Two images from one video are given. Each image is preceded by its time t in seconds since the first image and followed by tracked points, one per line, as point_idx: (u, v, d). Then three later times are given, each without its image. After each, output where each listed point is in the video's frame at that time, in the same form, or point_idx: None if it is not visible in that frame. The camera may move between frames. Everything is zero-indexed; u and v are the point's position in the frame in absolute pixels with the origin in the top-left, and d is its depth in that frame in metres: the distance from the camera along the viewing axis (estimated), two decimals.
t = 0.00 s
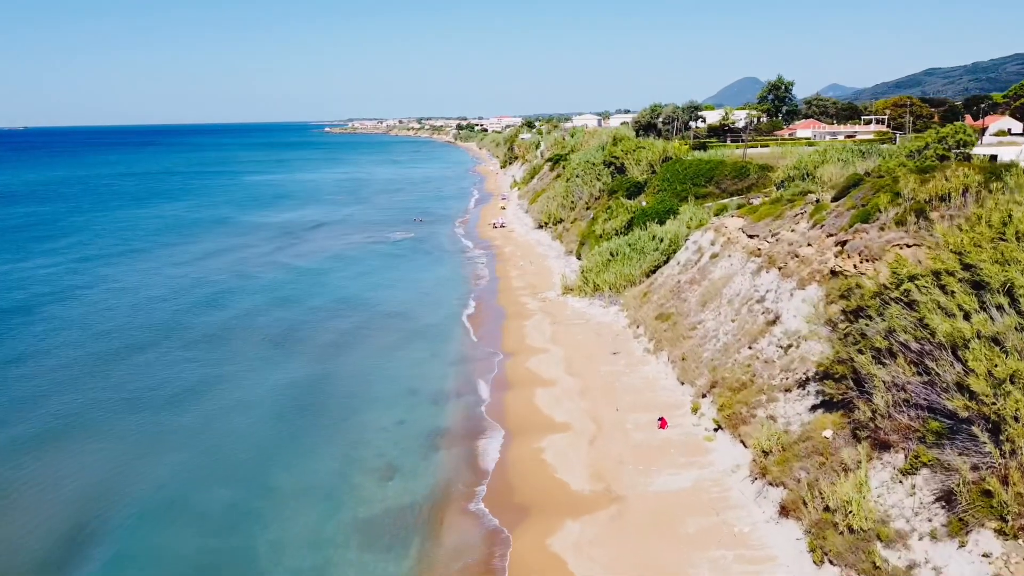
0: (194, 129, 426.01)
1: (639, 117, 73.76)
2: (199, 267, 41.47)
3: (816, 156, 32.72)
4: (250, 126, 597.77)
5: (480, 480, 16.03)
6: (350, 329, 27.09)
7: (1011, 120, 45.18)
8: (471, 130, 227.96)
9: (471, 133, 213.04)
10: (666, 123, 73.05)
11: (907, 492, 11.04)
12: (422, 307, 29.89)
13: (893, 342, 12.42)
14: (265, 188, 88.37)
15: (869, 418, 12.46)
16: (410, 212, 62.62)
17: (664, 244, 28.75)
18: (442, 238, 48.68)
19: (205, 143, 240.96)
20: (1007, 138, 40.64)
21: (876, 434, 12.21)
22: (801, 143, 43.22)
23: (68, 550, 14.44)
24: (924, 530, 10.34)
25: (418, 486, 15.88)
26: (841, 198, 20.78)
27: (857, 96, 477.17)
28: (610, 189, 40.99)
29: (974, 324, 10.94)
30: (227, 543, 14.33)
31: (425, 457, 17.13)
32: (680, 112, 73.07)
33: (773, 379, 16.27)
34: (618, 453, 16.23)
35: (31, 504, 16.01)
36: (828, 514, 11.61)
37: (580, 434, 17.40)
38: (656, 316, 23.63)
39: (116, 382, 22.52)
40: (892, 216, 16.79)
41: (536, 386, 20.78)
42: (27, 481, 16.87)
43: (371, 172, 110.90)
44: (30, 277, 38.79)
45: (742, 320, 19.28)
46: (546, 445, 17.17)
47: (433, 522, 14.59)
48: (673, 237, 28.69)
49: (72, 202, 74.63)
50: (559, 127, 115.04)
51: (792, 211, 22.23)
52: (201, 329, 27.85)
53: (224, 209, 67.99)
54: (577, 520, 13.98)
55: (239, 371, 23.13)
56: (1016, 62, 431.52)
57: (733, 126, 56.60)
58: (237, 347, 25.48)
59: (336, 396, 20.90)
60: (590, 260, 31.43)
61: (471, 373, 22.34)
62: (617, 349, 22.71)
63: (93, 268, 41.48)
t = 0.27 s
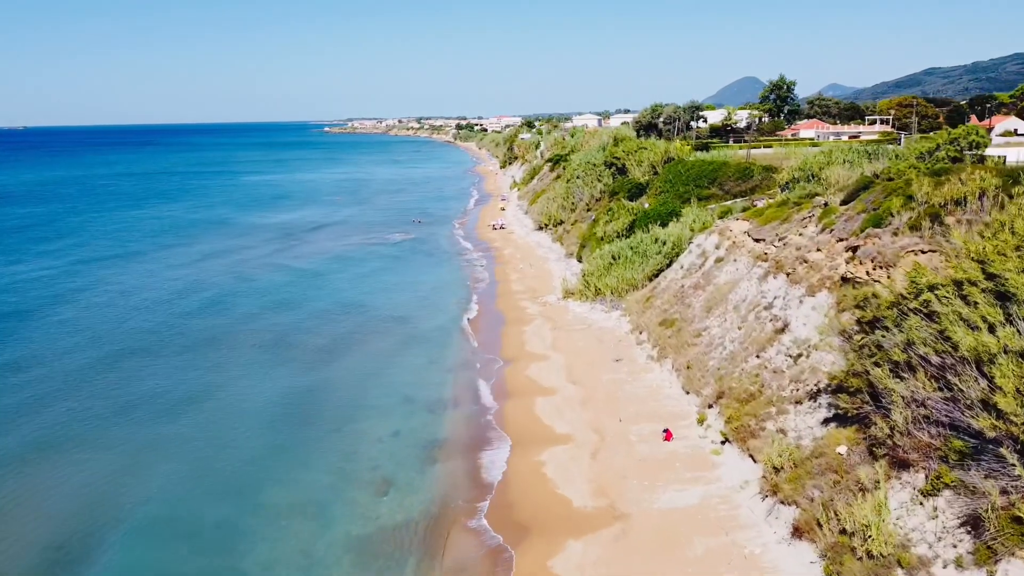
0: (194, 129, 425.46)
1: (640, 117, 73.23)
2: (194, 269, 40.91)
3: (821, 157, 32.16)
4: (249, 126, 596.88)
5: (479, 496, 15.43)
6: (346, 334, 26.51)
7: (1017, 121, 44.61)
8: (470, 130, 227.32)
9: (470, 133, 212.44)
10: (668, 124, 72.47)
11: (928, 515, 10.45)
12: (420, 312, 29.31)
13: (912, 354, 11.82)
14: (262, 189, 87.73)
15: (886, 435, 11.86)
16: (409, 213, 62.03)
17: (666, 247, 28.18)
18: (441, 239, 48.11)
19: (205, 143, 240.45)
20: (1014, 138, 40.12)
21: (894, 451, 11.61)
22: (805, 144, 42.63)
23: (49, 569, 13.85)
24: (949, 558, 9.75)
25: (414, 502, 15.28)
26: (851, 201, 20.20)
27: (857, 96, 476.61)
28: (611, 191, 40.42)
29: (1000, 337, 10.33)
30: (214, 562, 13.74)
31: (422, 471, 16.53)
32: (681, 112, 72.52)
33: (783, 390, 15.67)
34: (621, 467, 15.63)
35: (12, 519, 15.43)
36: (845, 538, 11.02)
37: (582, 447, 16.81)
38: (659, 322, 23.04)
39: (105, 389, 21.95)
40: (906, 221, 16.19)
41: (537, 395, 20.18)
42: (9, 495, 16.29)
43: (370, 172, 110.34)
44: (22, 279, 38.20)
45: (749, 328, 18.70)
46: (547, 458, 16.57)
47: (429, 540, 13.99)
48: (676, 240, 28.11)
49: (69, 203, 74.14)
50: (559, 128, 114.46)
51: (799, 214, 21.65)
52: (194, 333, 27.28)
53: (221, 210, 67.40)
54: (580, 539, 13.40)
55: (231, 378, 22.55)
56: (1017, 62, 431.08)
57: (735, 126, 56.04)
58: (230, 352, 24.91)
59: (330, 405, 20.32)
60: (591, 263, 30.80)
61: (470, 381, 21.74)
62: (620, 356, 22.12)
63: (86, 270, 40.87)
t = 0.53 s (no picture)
0: (194, 129, 424.77)
1: (641, 117, 72.71)
2: (190, 272, 40.36)
3: (826, 158, 31.60)
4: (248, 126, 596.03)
5: (477, 514, 14.84)
6: (342, 340, 25.93)
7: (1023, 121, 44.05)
8: (470, 130, 226.75)
9: (470, 133, 211.85)
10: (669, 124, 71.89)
11: (953, 543, 9.88)
12: (418, 316, 28.76)
13: (933, 370, 11.21)
14: (260, 189, 87.06)
15: (905, 455, 11.27)
16: (408, 214, 61.43)
17: (670, 251, 27.61)
18: (440, 241, 47.55)
19: (204, 142, 239.73)
20: (1020, 139, 39.58)
21: (914, 472, 11.02)
22: (809, 145, 42.03)
23: None
24: None
25: (410, 521, 14.70)
26: (861, 205, 19.60)
27: (857, 96, 476.23)
28: (613, 192, 39.84)
29: None
30: None
31: (418, 486, 15.94)
32: (682, 112, 71.96)
33: (793, 402, 15.09)
34: (625, 482, 15.05)
35: None
36: (864, 566, 10.44)
37: (584, 461, 16.22)
38: (663, 329, 22.46)
39: (95, 398, 21.38)
40: (920, 227, 15.61)
41: (537, 405, 19.59)
42: None
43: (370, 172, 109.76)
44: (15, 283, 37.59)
45: (757, 337, 18.11)
46: (548, 472, 15.98)
47: (426, 561, 13.40)
48: (680, 244, 27.54)
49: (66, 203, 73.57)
50: (559, 127, 113.90)
51: (807, 219, 21.06)
52: (188, 339, 26.72)
53: (218, 211, 66.76)
54: (583, 561, 12.81)
55: (224, 387, 21.97)
56: (1017, 61, 430.73)
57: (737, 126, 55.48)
58: (224, 359, 24.34)
59: (325, 415, 19.75)
60: (592, 267, 30.12)
61: (469, 390, 21.17)
62: (622, 364, 21.53)
63: (80, 273, 40.27)
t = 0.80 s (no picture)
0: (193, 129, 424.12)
1: (641, 118, 72.25)
2: (185, 275, 39.80)
3: (832, 160, 31.06)
4: (247, 125, 595.10)
5: (476, 532, 14.27)
6: (338, 346, 25.37)
7: None
8: (469, 130, 226.10)
9: (470, 133, 211.32)
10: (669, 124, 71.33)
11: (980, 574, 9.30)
12: (416, 322, 28.21)
13: (957, 388, 10.63)
14: (258, 190, 86.42)
15: (926, 477, 10.70)
16: (406, 216, 60.84)
17: (673, 255, 27.05)
18: (439, 243, 46.98)
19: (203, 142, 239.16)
20: None
21: (937, 496, 10.43)
22: (813, 146, 41.46)
23: None
24: None
25: (406, 540, 14.13)
26: (871, 210, 19.02)
27: (857, 95, 475.65)
28: (614, 194, 39.27)
29: None
30: None
31: (414, 503, 15.37)
32: (683, 112, 71.40)
33: (803, 417, 14.51)
34: (629, 500, 14.47)
35: None
36: None
37: (586, 476, 15.64)
38: (666, 337, 21.88)
39: (83, 408, 20.82)
40: (936, 234, 15.04)
41: (538, 416, 19.00)
42: None
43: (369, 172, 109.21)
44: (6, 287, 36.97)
45: (764, 346, 17.53)
46: (548, 489, 15.40)
47: None
48: (683, 248, 26.97)
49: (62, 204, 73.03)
50: (559, 127, 113.23)
51: (815, 223, 20.48)
52: (180, 345, 26.17)
53: (215, 212, 66.12)
54: None
55: (215, 397, 21.42)
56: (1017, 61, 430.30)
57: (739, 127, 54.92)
58: (216, 367, 23.78)
59: (319, 427, 19.19)
60: (593, 271, 29.38)
61: (467, 400, 20.59)
62: (625, 372, 20.96)
63: (73, 276, 39.66)
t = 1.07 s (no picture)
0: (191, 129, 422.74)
1: (642, 118, 71.90)
2: (181, 279, 39.21)
3: (837, 163, 30.52)
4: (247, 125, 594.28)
5: (474, 553, 13.70)
6: (334, 354, 24.79)
7: None
8: (469, 129, 225.48)
9: (469, 132, 210.82)
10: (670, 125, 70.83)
11: None
12: (414, 328, 27.65)
13: (982, 410, 10.07)
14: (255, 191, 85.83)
15: (950, 502, 10.14)
16: (405, 217, 60.27)
17: (676, 260, 26.50)
18: (437, 246, 46.43)
19: (200, 142, 238.12)
20: None
21: (961, 524, 9.87)
22: (817, 147, 40.94)
23: None
24: None
25: (401, 561, 13.57)
26: (882, 216, 18.46)
27: (857, 95, 475.08)
28: (615, 197, 38.72)
29: None
30: None
31: (409, 522, 14.81)
32: (684, 113, 70.91)
33: (814, 433, 13.94)
34: (634, 520, 13.91)
35: None
36: None
37: (589, 494, 15.07)
38: (671, 345, 21.31)
39: (69, 420, 20.24)
40: (952, 242, 14.47)
41: (538, 429, 18.43)
42: None
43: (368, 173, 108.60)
44: None
45: (772, 357, 16.96)
46: (550, 507, 14.84)
47: None
48: (687, 252, 26.42)
49: (57, 206, 72.35)
50: (559, 127, 112.59)
51: (823, 229, 19.91)
52: (172, 352, 25.59)
53: (212, 214, 65.52)
54: None
55: (207, 408, 20.85)
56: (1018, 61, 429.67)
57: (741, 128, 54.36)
58: (208, 376, 23.20)
59: (313, 440, 18.65)
60: (594, 276, 28.82)
61: (465, 411, 20.04)
62: (628, 382, 20.39)
63: (66, 279, 39.07)
